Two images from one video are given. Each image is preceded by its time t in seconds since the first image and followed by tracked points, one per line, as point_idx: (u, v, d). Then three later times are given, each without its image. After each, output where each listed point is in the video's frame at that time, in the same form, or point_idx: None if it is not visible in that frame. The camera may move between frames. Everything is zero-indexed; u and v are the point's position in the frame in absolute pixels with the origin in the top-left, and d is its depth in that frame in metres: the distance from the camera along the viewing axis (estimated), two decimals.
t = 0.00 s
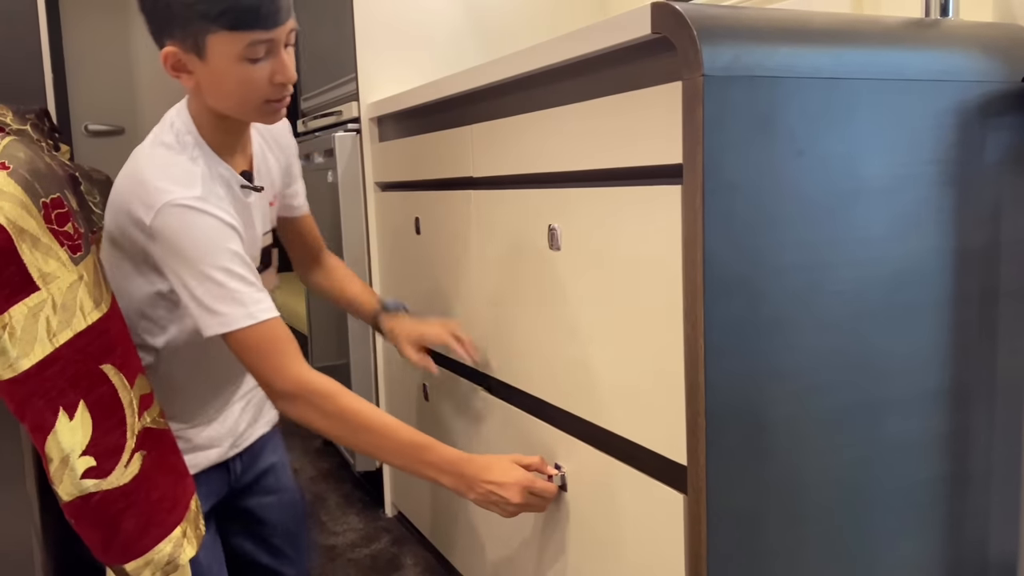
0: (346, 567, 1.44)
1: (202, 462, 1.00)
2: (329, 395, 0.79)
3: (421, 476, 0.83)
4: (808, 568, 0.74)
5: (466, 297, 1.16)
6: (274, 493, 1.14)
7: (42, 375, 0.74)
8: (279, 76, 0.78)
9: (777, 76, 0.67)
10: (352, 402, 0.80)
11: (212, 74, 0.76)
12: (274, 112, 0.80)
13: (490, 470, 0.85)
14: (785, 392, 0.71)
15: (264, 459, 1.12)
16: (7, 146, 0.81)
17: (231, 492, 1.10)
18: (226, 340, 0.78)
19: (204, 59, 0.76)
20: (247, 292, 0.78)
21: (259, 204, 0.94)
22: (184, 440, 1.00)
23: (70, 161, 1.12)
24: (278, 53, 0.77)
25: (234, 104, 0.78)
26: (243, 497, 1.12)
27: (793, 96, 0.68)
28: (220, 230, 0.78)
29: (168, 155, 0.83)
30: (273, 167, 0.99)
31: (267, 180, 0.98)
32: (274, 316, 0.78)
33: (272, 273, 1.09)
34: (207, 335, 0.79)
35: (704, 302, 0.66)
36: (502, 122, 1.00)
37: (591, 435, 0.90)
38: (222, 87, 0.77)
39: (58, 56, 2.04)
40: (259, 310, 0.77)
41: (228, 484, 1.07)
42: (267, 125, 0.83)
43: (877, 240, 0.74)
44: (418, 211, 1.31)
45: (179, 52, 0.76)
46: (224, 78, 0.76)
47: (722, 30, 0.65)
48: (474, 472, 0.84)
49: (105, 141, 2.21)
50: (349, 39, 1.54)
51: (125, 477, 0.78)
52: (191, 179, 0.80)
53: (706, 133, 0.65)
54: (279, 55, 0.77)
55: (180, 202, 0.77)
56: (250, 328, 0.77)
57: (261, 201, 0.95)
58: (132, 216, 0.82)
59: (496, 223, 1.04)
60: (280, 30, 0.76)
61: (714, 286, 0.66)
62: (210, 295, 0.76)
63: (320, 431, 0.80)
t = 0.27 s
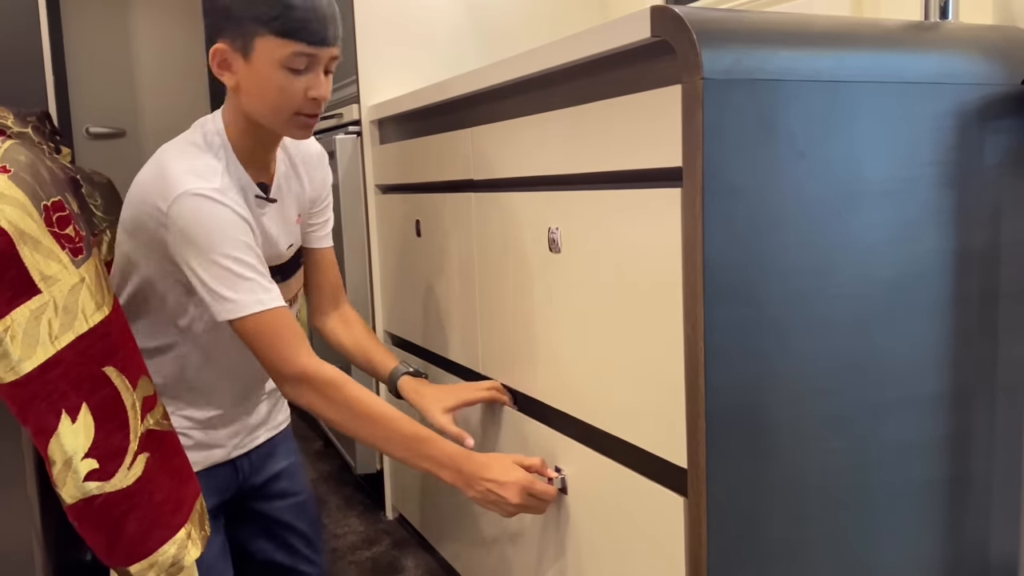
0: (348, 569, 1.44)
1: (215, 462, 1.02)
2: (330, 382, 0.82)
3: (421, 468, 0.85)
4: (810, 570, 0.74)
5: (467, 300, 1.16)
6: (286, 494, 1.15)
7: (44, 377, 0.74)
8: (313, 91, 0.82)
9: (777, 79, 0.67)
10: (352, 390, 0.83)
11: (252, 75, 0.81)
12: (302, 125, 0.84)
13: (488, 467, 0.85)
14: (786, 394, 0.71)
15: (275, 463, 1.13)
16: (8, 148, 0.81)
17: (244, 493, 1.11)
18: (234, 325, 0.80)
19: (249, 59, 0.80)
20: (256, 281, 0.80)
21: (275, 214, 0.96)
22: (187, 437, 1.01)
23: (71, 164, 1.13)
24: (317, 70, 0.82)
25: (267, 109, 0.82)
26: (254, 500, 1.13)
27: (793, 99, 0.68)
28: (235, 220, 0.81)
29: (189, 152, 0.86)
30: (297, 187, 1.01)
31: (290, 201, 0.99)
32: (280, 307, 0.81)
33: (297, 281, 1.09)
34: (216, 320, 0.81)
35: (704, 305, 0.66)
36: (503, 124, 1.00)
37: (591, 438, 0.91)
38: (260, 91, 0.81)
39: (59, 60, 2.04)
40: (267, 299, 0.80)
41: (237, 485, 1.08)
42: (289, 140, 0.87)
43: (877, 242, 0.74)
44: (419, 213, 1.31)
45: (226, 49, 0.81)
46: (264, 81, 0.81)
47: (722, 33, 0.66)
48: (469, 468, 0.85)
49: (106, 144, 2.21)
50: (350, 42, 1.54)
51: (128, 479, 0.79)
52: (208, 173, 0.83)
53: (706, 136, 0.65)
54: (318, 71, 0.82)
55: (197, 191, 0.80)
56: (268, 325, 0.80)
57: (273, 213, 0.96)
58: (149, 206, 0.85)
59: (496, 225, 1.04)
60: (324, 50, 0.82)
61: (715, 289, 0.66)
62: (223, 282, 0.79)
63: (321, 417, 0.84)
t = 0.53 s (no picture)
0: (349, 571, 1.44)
1: (211, 467, 1.02)
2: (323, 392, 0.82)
3: (411, 475, 0.85)
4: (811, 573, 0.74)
5: (468, 302, 1.16)
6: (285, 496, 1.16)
7: (44, 381, 0.74)
8: (338, 103, 0.89)
9: (777, 81, 0.67)
10: (344, 399, 0.83)
11: (287, 76, 0.86)
12: (319, 133, 0.90)
13: (479, 471, 0.85)
14: (787, 396, 0.71)
15: (270, 463, 1.13)
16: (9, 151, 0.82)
17: (241, 496, 1.12)
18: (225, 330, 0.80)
19: (286, 60, 0.86)
20: (255, 289, 0.81)
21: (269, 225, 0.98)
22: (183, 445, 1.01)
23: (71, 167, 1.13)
24: (344, 86, 0.89)
25: (293, 112, 0.87)
26: (253, 503, 1.13)
27: (793, 101, 0.69)
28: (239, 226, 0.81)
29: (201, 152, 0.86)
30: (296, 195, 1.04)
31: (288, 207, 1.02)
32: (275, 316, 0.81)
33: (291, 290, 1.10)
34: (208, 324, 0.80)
35: (705, 307, 0.66)
36: (503, 127, 1.00)
37: (591, 441, 0.91)
38: (291, 92, 0.86)
39: (60, 63, 2.05)
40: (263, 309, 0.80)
41: (233, 489, 1.08)
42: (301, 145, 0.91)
43: (878, 244, 0.74)
44: (419, 216, 1.31)
45: (265, 48, 0.86)
46: (296, 84, 0.86)
47: (722, 36, 0.66)
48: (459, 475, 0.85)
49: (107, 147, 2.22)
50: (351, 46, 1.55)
51: (128, 482, 0.79)
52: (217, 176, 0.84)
53: (707, 139, 0.65)
54: (344, 86, 0.89)
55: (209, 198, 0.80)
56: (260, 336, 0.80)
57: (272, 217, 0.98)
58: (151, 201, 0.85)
59: (495, 228, 1.04)
60: (355, 69, 0.89)
61: (715, 292, 0.66)
62: (226, 288, 0.79)
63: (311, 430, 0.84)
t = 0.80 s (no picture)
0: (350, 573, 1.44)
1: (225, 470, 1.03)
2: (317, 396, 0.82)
3: (401, 480, 0.84)
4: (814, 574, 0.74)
5: (469, 304, 1.16)
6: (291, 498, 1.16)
7: (46, 383, 0.74)
8: (362, 92, 0.89)
9: (778, 83, 0.67)
10: (337, 403, 0.82)
11: (312, 65, 0.86)
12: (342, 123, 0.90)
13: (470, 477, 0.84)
14: (789, 398, 0.71)
15: (281, 467, 1.14)
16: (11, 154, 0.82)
17: (251, 499, 1.12)
18: (234, 325, 0.80)
19: (312, 49, 0.86)
20: (271, 283, 0.81)
21: (287, 219, 0.98)
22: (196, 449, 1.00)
23: (73, 169, 1.13)
24: (367, 76, 0.90)
25: (318, 101, 0.87)
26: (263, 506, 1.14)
27: (796, 102, 0.69)
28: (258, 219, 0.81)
29: (225, 142, 0.87)
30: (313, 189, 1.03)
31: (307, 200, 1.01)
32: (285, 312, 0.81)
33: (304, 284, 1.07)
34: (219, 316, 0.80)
35: (706, 309, 0.66)
36: (505, 128, 1.00)
37: (593, 443, 0.91)
38: (315, 80, 0.86)
39: (61, 66, 2.05)
40: (276, 304, 0.80)
41: (242, 492, 1.08)
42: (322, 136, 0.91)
43: (880, 245, 0.74)
44: (420, 217, 1.31)
45: (291, 38, 0.86)
46: (321, 74, 0.86)
47: (723, 37, 0.66)
48: (449, 481, 0.84)
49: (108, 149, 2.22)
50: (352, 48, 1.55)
51: (130, 485, 0.79)
52: (241, 167, 0.84)
53: (709, 140, 0.65)
54: (367, 76, 0.90)
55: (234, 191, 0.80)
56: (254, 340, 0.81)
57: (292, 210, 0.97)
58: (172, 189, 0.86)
59: (497, 229, 1.04)
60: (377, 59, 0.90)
61: (717, 293, 0.66)
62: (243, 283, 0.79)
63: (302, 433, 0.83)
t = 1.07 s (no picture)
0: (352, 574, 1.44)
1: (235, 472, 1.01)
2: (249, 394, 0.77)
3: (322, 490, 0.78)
4: None
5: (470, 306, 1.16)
6: (300, 504, 1.15)
7: (48, 386, 0.74)
8: (375, 82, 0.89)
9: (779, 86, 0.68)
10: (263, 403, 0.77)
11: (327, 52, 0.87)
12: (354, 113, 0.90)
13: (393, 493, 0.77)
14: (790, 400, 0.71)
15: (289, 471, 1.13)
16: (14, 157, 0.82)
17: (261, 502, 1.11)
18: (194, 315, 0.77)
19: (327, 36, 0.86)
20: (237, 274, 0.77)
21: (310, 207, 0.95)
22: (207, 449, 0.99)
23: (74, 171, 1.14)
24: (380, 68, 0.90)
25: (332, 89, 0.87)
26: (271, 509, 1.13)
27: (796, 105, 0.69)
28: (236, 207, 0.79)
29: (233, 129, 0.86)
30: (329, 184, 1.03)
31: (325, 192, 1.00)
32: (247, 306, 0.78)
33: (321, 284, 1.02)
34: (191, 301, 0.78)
35: (707, 311, 0.66)
36: (505, 131, 1.00)
37: (594, 445, 0.91)
38: (330, 67, 0.87)
39: (63, 68, 2.05)
40: (237, 296, 0.77)
41: (253, 496, 1.07)
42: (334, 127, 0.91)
43: (881, 247, 0.75)
44: (421, 220, 1.32)
45: (307, 25, 0.87)
46: (335, 61, 0.87)
47: (725, 41, 0.66)
48: (367, 496, 0.77)
49: (110, 151, 2.23)
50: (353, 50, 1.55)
51: (132, 487, 0.79)
52: (238, 154, 0.82)
53: (709, 143, 0.65)
54: (381, 66, 0.90)
55: (216, 173, 0.79)
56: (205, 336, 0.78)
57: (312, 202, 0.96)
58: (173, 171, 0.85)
59: (497, 231, 1.04)
60: (391, 51, 0.90)
61: (718, 297, 0.66)
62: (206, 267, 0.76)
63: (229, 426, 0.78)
